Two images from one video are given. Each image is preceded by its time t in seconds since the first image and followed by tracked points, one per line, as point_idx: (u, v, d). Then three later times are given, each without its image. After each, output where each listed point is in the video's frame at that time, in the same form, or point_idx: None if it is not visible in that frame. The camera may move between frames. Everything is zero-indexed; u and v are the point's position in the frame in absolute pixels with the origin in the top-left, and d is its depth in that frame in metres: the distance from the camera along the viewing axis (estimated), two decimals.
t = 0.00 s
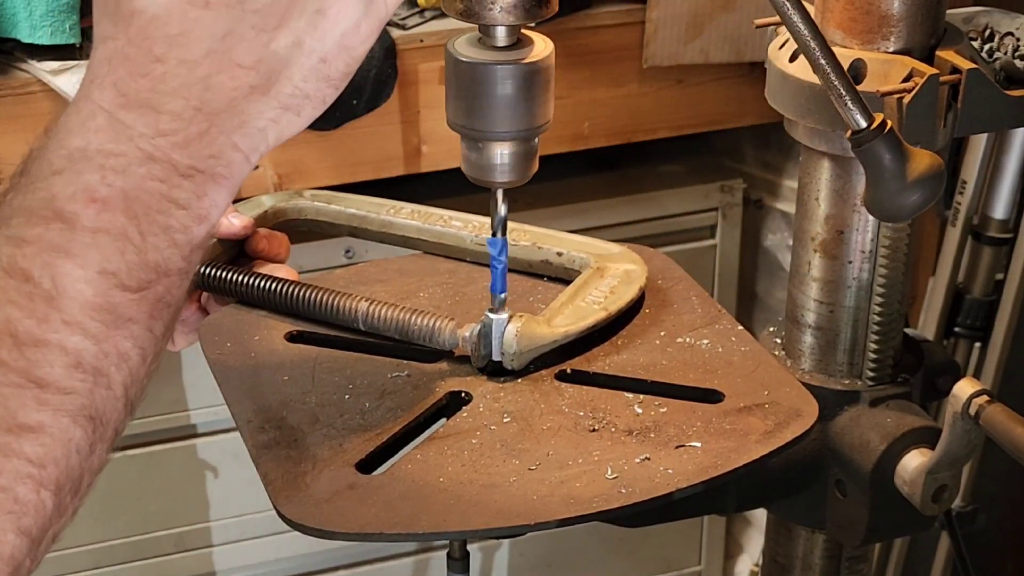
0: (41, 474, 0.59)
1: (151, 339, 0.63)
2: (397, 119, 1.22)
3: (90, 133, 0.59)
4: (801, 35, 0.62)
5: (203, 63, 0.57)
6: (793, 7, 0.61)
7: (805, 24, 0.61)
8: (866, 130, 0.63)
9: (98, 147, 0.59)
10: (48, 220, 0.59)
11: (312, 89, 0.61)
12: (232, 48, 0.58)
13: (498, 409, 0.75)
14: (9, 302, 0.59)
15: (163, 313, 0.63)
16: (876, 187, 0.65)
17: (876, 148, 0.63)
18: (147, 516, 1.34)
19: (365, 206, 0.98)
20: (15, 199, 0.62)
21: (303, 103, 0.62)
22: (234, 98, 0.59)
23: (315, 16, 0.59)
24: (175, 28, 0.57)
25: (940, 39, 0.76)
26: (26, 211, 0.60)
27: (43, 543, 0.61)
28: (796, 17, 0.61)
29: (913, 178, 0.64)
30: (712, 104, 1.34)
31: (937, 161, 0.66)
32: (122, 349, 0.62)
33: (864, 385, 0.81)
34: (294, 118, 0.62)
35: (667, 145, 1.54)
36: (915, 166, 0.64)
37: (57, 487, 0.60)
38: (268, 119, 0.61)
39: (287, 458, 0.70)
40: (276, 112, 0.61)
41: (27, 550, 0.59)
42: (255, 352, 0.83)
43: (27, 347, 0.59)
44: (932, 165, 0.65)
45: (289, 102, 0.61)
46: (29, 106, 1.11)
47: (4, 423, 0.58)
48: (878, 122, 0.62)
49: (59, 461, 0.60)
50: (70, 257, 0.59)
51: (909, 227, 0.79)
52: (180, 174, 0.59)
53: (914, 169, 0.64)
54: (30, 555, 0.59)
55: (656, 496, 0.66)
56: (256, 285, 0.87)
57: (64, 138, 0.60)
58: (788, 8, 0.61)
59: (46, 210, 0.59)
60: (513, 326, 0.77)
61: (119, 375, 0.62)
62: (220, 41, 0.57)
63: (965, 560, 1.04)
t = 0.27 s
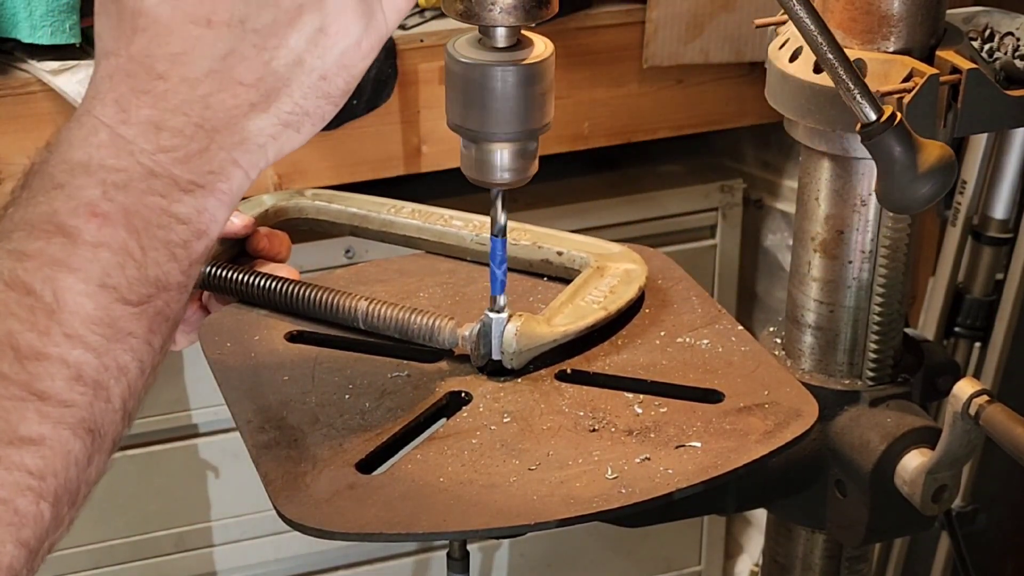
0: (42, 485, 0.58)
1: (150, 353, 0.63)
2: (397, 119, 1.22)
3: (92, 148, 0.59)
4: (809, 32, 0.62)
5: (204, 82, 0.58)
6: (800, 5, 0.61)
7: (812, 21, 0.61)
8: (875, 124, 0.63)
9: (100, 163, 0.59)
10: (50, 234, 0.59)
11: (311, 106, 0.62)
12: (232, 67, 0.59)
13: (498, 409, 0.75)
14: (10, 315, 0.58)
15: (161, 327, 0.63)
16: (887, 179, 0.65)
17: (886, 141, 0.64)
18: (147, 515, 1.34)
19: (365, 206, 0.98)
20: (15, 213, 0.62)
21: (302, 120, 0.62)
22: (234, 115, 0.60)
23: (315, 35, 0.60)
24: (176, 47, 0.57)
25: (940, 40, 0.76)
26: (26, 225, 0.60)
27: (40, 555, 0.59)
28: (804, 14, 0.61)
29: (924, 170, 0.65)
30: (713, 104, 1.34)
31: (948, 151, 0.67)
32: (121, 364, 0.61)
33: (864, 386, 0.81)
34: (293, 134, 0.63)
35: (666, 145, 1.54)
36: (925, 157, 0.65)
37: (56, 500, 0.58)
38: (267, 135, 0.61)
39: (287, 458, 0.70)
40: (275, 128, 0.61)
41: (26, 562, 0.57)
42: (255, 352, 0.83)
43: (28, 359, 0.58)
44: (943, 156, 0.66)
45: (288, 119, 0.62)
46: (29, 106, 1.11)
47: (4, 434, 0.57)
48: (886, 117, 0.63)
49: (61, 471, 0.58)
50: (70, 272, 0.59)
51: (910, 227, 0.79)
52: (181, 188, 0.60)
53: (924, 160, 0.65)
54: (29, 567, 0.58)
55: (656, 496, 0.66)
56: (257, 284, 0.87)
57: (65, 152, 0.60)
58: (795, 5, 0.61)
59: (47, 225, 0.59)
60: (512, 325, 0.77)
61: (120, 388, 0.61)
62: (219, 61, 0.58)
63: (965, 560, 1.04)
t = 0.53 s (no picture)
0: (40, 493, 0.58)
1: (149, 360, 0.63)
2: (397, 119, 1.22)
3: (91, 156, 0.58)
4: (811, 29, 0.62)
5: (203, 92, 0.57)
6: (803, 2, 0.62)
7: (814, 16, 0.62)
8: (880, 119, 0.63)
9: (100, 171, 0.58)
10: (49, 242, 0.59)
11: (309, 116, 0.61)
12: (231, 77, 0.58)
13: (498, 409, 0.75)
14: (9, 322, 0.58)
15: (160, 335, 0.63)
16: (894, 175, 0.65)
17: (892, 136, 0.63)
18: (148, 515, 1.34)
19: (367, 206, 0.98)
20: (15, 220, 0.62)
21: (301, 130, 0.62)
22: (233, 125, 0.59)
23: (314, 46, 0.59)
24: (176, 57, 0.57)
25: (940, 39, 0.76)
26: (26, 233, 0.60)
27: (38, 560, 0.59)
28: (806, 9, 0.62)
29: (930, 164, 0.64)
30: (713, 105, 1.34)
31: (953, 149, 0.66)
32: (121, 370, 0.61)
33: (864, 386, 0.81)
34: (292, 144, 0.62)
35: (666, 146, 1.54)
36: (931, 152, 0.64)
37: (53, 506, 0.59)
38: (265, 145, 0.60)
39: (286, 458, 0.70)
40: (274, 138, 0.61)
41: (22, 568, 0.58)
42: (255, 352, 0.83)
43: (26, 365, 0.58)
44: (949, 151, 0.65)
45: (286, 129, 0.61)
46: (29, 106, 1.11)
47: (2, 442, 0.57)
48: (892, 111, 0.63)
49: (59, 478, 0.59)
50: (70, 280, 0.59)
51: (910, 227, 0.79)
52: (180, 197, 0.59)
53: (930, 155, 0.64)
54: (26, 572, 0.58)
55: (656, 496, 0.66)
56: (258, 284, 0.88)
57: (65, 159, 0.60)
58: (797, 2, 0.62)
59: (47, 233, 0.59)
60: (514, 326, 0.77)
61: (119, 395, 0.61)
62: (220, 71, 0.57)
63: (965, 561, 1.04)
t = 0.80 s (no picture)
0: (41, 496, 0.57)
1: (150, 365, 0.63)
2: (397, 119, 1.22)
3: (92, 162, 0.59)
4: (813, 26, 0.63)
5: (203, 98, 0.58)
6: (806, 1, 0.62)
7: (816, 14, 0.62)
8: (884, 117, 0.63)
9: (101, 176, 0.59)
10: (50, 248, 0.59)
11: (310, 122, 0.61)
12: (232, 83, 0.58)
13: (498, 409, 0.75)
14: (9, 327, 0.58)
15: (161, 340, 0.62)
16: (896, 172, 0.65)
17: (894, 134, 0.63)
18: (148, 515, 1.34)
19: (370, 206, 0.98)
20: (15, 226, 0.62)
21: (301, 135, 0.62)
22: (233, 131, 0.59)
23: (314, 52, 0.59)
24: (176, 63, 0.57)
25: (940, 39, 0.76)
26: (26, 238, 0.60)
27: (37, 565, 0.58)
28: (808, 8, 0.62)
29: (932, 163, 0.64)
30: (713, 105, 1.34)
31: (956, 144, 0.67)
32: (121, 375, 0.61)
33: (864, 386, 0.81)
34: (292, 151, 0.62)
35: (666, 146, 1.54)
36: (934, 149, 0.65)
37: (53, 511, 0.58)
38: (266, 151, 0.61)
39: (287, 459, 0.70)
40: (274, 144, 0.61)
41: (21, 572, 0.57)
42: (255, 352, 0.83)
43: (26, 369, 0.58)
44: (952, 148, 0.65)
45: (287, 134, 0.61)
46: (29, 105, 1.11)
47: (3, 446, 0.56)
48: (895, 109, 0.63)
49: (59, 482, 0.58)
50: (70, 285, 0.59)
51: (909, 226, 0.79)
52: (179, 203, 0.59)
53: (933, 152, 0.64)
54: None
55: (656, 496, 0.66)
56: (259, 283, 0.88)
57: (66, 164, 0.60)
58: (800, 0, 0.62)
59: (47, 238, 0.59)
60: (512, 326, 0.77)
61: (120, 400, 0.61)
62: (220, 77, 0.58)
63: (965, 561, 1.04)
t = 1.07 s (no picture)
0: (40, 499, 0.58)
1: (149, 368, 0.63)
2: (397, 119, 1.22)
3: (92, 165, 0.59)
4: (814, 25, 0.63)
5: (203, 102, 0.57)
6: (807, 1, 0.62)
7: (818, 13, 0.62)
8: (886, 114, 0.63)
9: (101, 179, 0.59)
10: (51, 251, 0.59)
11: (310, 126, 0.61)
12: (232, 87, 0.58)
13: (498, 409, 0.75)
14: (9, 330, 0.58)
15: (161, 343, 0.63)
16: (899, 170, 0.65)
17: (897, 132, 0.63)
18: (148, 515, 1.34)
19: (371, 205, 0.98)
20: (15, 229, 0.62)
21: (302, 140, 0.61)
22: (233, 135, 0.59)
23: (314, 56, 0.59)
24: (176, 67, 0.57)
25: (940, 39, 0.76)
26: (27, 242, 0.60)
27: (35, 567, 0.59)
28: (809, 7, 0.62)
29: (935, 160, 0.64)
30: (712, 105, 1.34)
31: (959, 143, 0.66)
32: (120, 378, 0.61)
33: (864, 385, 0.81)
34: (293, 154, 0.61)
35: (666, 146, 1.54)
36: (936, 147, 0.64)
37: (52, 513, 0.59)
38: (266, 155, 0.60)
39: (286, 458, 0.70)
40: (275, 148, 0.60)
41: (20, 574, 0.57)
42: (255, 352, 0.83)
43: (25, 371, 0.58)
44: (955, 147, 0.65)
45: (288, 138, 0.60)
46: (29, 105, 1.11)
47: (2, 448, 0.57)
48: (897, 107, 0.63)
49: (58, 485, 0.59)
50: (70, 288, 0.59)
51: (910, 226, 0.79)
52: (179, 207, 0.59)
53: (935, 150, 0.64)
54: None
55: (656, 496, 0.66)
56: (260, 283, 0.88)
57: (66, 168, 0.60)
58: None
59: (48, 241, 0.59)
60: (513, 325, 0.77)
61: (120, 403, 0.62)
62: (220, 81, 0.57)
63: (965, 562, 1.04)
